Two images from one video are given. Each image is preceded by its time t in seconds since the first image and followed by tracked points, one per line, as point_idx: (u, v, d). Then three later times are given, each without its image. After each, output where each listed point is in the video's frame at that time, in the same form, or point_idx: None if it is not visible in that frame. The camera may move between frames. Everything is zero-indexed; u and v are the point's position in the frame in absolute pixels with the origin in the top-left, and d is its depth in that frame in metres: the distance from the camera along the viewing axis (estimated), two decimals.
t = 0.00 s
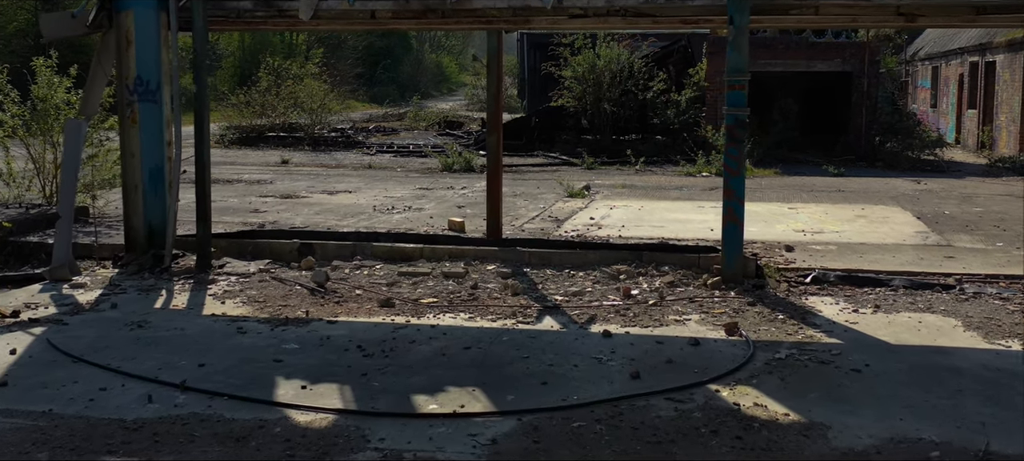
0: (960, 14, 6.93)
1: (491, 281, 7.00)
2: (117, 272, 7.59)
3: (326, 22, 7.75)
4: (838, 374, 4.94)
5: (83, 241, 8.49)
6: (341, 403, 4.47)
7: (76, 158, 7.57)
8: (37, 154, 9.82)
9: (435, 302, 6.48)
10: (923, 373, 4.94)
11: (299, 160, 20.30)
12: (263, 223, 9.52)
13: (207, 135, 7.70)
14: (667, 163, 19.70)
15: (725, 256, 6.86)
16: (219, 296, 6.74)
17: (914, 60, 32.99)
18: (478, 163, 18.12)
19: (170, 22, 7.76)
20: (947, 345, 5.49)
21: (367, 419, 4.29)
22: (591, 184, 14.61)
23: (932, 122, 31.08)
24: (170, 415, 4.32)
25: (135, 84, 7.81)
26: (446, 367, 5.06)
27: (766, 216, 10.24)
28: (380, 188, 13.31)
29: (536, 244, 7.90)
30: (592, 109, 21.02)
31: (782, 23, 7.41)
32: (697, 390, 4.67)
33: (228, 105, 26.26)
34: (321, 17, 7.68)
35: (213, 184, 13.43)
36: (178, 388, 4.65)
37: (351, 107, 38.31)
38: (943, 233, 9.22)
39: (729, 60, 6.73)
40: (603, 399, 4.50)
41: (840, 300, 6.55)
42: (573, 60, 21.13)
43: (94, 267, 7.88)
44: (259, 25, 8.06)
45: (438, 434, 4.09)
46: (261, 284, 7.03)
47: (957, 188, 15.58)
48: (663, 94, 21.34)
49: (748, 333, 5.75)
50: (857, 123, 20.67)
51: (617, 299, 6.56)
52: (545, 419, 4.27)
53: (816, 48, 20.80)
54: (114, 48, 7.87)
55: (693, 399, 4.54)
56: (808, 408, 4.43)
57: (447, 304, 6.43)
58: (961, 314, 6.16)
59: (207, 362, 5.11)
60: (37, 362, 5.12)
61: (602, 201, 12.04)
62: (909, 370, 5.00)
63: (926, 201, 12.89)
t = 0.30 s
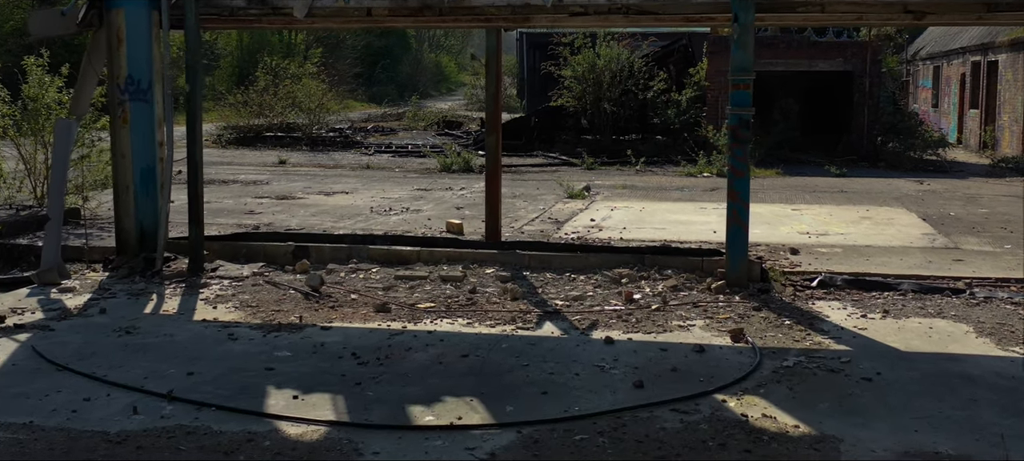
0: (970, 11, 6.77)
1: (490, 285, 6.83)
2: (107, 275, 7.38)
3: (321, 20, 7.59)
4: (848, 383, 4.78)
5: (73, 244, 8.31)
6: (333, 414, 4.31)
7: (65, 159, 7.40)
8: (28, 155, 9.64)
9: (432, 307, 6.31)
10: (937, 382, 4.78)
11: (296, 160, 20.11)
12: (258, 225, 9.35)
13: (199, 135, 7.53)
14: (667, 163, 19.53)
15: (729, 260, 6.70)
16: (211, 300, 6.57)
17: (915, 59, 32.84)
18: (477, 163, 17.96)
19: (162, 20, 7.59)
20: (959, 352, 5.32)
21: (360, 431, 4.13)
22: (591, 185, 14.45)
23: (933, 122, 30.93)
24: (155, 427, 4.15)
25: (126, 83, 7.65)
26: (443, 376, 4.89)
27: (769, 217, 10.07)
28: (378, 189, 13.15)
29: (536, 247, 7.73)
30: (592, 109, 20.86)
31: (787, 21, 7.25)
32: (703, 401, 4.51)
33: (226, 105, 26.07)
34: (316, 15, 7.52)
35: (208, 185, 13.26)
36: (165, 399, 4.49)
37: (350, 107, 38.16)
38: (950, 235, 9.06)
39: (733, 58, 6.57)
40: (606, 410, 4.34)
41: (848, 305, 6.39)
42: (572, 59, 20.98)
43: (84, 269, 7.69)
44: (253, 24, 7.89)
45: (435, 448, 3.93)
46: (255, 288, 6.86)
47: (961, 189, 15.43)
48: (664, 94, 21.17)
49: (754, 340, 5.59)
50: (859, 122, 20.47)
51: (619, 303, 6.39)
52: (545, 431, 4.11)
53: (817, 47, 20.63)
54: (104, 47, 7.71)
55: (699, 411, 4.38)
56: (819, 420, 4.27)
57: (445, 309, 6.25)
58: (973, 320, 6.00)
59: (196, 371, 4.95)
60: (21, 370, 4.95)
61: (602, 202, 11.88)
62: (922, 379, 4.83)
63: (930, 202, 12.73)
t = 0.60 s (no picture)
0: (981, 9, 6.63)
1: (489, 289, 6.69)
2: (98, 280, 7.23)
3: (317, 19, 7.45)
4: (857, 392, 4.64)
5: (65, 247, 8.16)
6: (327, 425, 4.17)
7: (56, 160, 7.24)
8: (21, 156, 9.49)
9: (430, 312, 6.17)
10: (950, 391, 4.64)
11: (294, 161, 19.95)
12: (254, 227, 9.21)
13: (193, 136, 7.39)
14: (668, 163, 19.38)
15: (734, 263, 6.56)
16: (204, 305, 6.42)
17: (916, 59, 32.71)
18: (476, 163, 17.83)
19: (155, 19, 7.44)
20: (971, 359, 5.17)
21: (354, 443, 3.99)
22: (591, 186, 14.32)
23: (935, 122, 30.79)
24: (142, 438, 4.01)
25: (118, 83, 7.50)
26: (441, 384, 4.76)
27: (772, 219, 9.92)
28: (375, 190, 13.02)
29: (536, 249, 7.58)
30: (592, 109, 20.72)
31: (792, 19, 7.12)
32: (710, 410, 4.38)
33: (223, 105, 25.91)
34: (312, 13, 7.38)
35: (204, 186, 13.13)
36: (154, 409, 4.35)
37: (349, 106, 38.01)
38: (956, 237, 8.91)
39: (738, 57, 6.43)
40: (610, 420, 4.20)
41: (855, 310, 6.24)
42: (572, 59, 20.84)
43: (76, 273, 7.54)
44: (248, 22, 7.75)
45: None
46: (249, 292, 6.72)
47: (964, 189, 15.29)
48: (664, 93, 21.02)
49: (760, 346, 5.44)
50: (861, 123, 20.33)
51: (621, 308, 6.25)
52: (546, 443, 3.97)
53: (819, 47, 20.49)
54: (96, 46, 7.56)
55: (705, 421, 4.25)
56: (828, 431, 4.13)
57: (443, 314, 6.11)
58: (984, 325, 5.86)
59: (186, 379, 4.81)
60: (6, 378, 4.81)
61: (603, 204, 11.74)
62: (934, 387, 4.69)
63: (935, 203, 12.58)
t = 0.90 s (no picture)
0: (991, 7, 6.49)
1: (487, 293, 6.54)
2: (88, 283, 7.09)
3: (313, 17, 7.29)
4: (868, 401, 4.50)
5: (56, 249, 8.02)
6: (320, 437, 4.03)
7: (46, 161, 7.09)
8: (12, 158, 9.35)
9: (427, 317, 6.02)
10: (963, 401, 4.49)
11: (292, 161, 19.80)
12: (249, 229, 9.07)
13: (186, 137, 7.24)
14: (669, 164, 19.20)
15: (738, 267, 6.42)
16: (196, 310, 6.27)
17: (917, 59, 32.58)
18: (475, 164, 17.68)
19: (148, 17, 7.29)
20: (983, 367, 5.03)
21: (347, 457, 3.85)
22: (591, 187, 14.18)
23: (936, 122, 30.65)
24: (128, 451, 3.87)
25: (110, 83, 7.34)
26: (438, 393, 4.62)
27: (775, 221, 9.78)
28: (373, 192, 12.88)
29: (536, 252, 7.43)
30: (592, 109, 20.59)
31: (798, 18, 6.98)
32: (715, 421, 4.24)
33: (221, 105, 25.75)
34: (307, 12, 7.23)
35: (200, 187, 12.99)
36: (140, 420, 4.21)
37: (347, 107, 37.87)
38: (962, 240, 8.77)
39: (742, 57, 6.28)
40: (613, 432, 4.07)
41: (862, 315, 6.10)
42: (572, 59, 20.70)
43: (67, 276, 7.40)
44: (242, 20, 7.60)
45: None
46: (243, 297, 6.57)
47: (967, 190, 15.16)
48: (665, 94, 20.89)
49: (765, 353, 5.30)
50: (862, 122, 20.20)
51: (623, 313, 6.11)
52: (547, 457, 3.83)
53: (821, 47, 20.35)
54: (87, 45, 7.40)
55: (711, 432, 4.11)
56: (839, 443, 3.99)
57: (440, 320, 5.96)
58: (995, 331, 5.71)
59: (174, 388, 4.67)
60: None
61: (604, 205, 11.60)
62: (946, 397, 4.55)
63: (939, 205, 12.43)
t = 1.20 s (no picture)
0: (1000, 5, 6.35)
1: (486, 297, 6.40)
2: (78, 287, 6.95)
3: (308, 15, 7.16)
4: (878, 411, 4.36)
5: (47, 253, 7.88)
6: (312, 450, 3.89)
7: (37, 161, 6.94)
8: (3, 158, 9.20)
9: (424, 322, 5.88)
10: (977, 411, 4.36)
11: (290, 161, 19.67)
12: (244, 232, 8.93)
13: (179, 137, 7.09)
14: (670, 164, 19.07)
15: (742, 270, 6.28)
16: (187, 316, 6.12)
17: (918, 59, 32.45)
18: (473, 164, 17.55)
19: (140, 15, 7.15)
20: (995, 374, 4.89)
21: None
22: (591, 188, 14.06)
23: (937, 122, 30.53)
24: None
25: (101, 82, 7.20)
26: (434, 402, 4.47)
27: (779, 223, 9.64)
28: (371, 192, 12.74)
29: (536, 255, 7.29)
30: (592, 109, 20.46)
31: (802, 16, 6.81)
32: (722, 433, 4.10)
33: (219, 105, 25.61)
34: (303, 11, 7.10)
35: (196, 188, 12.86)
36: (126, 432, 4.07)
37: (346, 107, 37.73)
38: (969, 242, 8.63)
39: (747, 56, 6.15)
40: (614, 445, 3.93)
41: (870, 320, 5.96)
42: (572, 59, 20.57)
43: (57, 279, 7.25)
44: (236, 19, 7.46)
45: None
46: (236, 301, 6.43)
47: (970, 191, 15.03)
48: (665, 93, 20.74)
49: (771, 360, 5.15)
50: (863, 123, 20.07)
51: (624, 318, 5.97)
52: None
53: (822, 47, 20.21)
54: (78, 44, 7.27)
55: (717, 444, 3.97)
56: (849, 455, 3.86)
57: (437, 325, 5.82)
58: (1005, 337, 5.57)
59: (163, 398, 4.52)
60: None
61: (604, 206, 11.46)
62: (960, 407, 4.40)
63: (942, 206, 12.29)
